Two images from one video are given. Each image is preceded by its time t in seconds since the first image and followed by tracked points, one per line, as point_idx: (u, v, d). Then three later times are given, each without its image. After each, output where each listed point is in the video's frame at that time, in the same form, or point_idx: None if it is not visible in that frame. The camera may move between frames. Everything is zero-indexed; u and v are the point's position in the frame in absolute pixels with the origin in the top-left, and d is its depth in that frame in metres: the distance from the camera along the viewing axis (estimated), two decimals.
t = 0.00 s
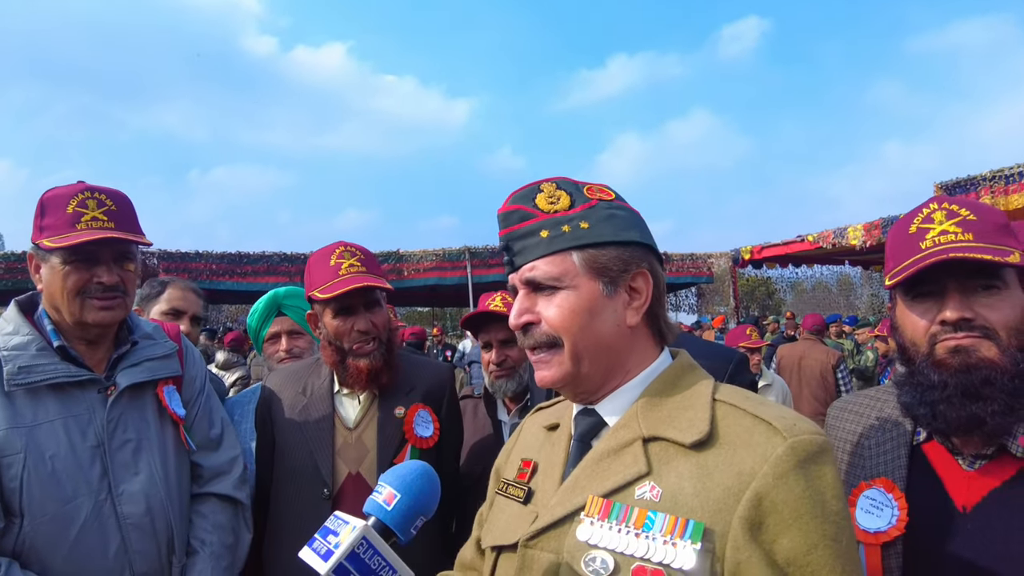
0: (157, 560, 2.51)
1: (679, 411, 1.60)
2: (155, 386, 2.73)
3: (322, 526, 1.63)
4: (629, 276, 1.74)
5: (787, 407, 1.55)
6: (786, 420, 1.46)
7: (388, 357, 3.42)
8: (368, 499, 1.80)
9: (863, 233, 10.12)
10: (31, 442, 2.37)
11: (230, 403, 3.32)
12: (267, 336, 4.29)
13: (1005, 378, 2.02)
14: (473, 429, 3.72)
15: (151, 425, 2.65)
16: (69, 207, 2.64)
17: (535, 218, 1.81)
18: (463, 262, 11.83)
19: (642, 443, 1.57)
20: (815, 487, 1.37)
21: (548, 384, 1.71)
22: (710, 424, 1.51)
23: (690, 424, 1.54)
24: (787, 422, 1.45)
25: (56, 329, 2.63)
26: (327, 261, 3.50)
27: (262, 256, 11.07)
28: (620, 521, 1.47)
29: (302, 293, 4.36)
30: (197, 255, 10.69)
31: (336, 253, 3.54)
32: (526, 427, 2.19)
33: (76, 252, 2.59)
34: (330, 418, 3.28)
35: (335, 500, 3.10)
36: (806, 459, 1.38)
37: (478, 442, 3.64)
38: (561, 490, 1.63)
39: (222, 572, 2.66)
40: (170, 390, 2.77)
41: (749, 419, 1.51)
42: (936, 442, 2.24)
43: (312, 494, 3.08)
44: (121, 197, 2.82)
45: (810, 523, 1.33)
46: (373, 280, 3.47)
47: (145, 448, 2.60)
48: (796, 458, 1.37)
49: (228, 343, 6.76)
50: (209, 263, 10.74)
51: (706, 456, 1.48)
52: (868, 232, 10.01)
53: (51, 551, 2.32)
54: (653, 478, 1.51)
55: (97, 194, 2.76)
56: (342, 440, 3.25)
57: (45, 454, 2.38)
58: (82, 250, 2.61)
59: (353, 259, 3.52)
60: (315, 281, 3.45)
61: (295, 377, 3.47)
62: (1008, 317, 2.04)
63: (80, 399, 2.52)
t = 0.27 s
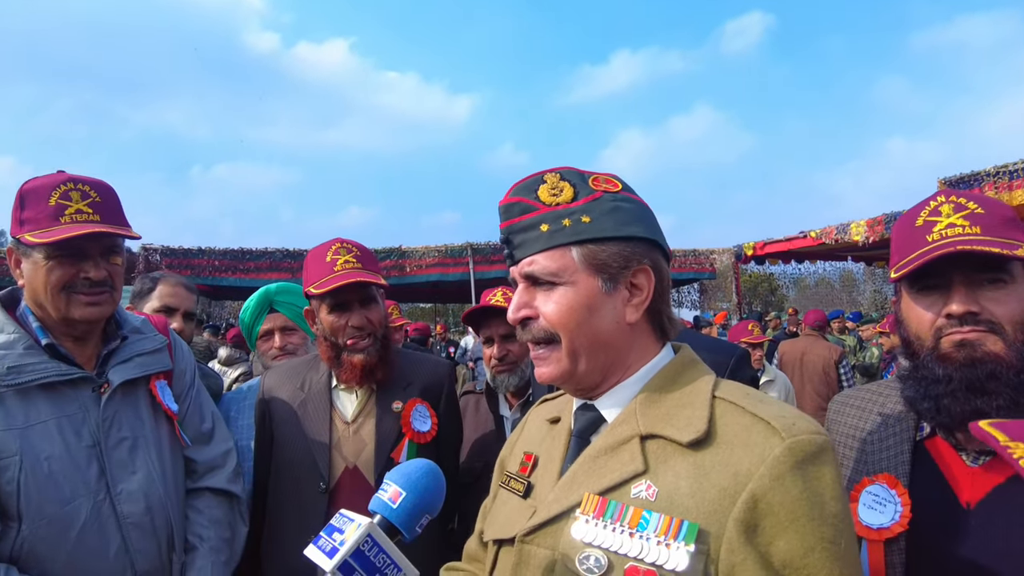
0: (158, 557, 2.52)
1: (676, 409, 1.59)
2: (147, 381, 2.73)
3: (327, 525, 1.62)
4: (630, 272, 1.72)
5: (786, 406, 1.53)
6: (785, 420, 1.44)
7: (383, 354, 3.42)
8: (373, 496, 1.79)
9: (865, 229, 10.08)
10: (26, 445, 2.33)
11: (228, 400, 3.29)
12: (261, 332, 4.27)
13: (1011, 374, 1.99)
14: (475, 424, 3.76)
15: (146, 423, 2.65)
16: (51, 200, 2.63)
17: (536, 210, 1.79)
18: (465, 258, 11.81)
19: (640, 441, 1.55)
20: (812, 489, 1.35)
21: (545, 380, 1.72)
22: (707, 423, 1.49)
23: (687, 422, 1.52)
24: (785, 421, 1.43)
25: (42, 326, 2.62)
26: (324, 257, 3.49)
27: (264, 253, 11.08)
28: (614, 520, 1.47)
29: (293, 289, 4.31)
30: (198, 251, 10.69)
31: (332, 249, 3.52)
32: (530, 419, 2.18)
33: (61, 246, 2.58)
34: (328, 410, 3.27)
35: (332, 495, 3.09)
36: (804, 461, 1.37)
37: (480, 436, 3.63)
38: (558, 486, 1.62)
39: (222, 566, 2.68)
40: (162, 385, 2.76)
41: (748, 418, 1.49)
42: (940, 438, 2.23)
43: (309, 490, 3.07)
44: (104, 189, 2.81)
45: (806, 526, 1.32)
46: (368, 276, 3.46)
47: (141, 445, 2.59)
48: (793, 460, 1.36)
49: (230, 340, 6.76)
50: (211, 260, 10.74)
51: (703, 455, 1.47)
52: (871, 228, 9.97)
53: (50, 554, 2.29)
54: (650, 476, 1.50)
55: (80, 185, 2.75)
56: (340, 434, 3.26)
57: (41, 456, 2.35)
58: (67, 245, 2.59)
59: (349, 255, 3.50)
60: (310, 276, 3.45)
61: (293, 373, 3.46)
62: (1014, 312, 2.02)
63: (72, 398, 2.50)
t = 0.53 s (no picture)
0: (160, 551, 2.51)
1: (681, 405, 1.56)
2: (144, 374, 2.72)
3: (325, 518, 1.61)
4: (639, 261, 1.69)
5: (794, 404, 1.49)
6: (792, 419, 1.41)
7: (381, 346, 3.42)
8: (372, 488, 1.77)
9: (868, 224, 10.04)
10: (25, 441, 2.32)
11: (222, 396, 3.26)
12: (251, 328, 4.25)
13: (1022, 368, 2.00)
14: (474, 420, 3.67)
15: (143, 416, 2.64)
16: (46, 191, 2.61)
17: (548, 191, 1.77)
18: (467, 253, 11.79)
19: (642, 437, 1.53)
20: (818, 493, 1.32)
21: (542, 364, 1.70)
22: (712, 421, 1.46)
23: (691, 420, 1.49)
24: (793, 422, 1.40)
25: (38, 320, 2.62)
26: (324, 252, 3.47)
27: (266, 248, 11.08)
28: (613, 517, 1.45)
29: (283, 283, 4.28)
30: (201, 247, 10.68)
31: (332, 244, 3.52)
32: (535, 408, 2.16)
33: (55, 238, 2.56)
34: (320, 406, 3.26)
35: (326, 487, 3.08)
36: (811, 463, 1.33)
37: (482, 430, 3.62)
38: (557, 481, 1.61)
39: (221, 559, 2.68)
40: (159, 378, 2.77)
41: (754, 416, 1.45)
42: (945, 432, 2.21)
43: (304, 483, 3.05)
44: (100, 179, 2.80)
45: (811, 531, 1.29)
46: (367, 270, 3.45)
47: (140, 439, 2.59)
48: (800, 463, 1.33)
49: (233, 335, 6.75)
50: (214, 255, 10.74)
51: (707, 454, 1.44)
52: (874, 223, 9.93)
53: (53, 551, 2.28)
54: (651, 473, 1.48)
55: (75, 177, 2.74)
56: (333, 427, 3.25)
57: (41, 451, 2.34)
58: (62, 237, 2.58)
59: (351, 251, 3.50)
60: (312, 271, 3.43)
61: (288, 366, 3.45)
62: None
63: (69, 393, 2.48)
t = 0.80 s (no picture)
0: (162, 544, 2.53)
1: (686, 405, 1.54)
2: (147, 369, 2.73)
3: (325, 516, 1.61)
4: (634, 283, 1.62)
5: (801, 410, 1.48)
6: (799, 425, 1.40)
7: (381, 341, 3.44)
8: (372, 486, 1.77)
9: (870, 220, 10.02)
10: (30, 434, 2.32)
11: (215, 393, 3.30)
12: (240, 329, 4.25)
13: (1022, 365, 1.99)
14: (476, 414, 3.69)
15: (145, 411, 2.64)
16: (49, 190, 2.62)
17: (549, 193, 1.72)
18: (468, 249, 11.77)
19: (645, 437, 1.52)
20: (819, 503, 1.31)
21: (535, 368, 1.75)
22: (716, 424, 1.45)
23: (696, 422, 1.48)
24: (799, 428, 1.39)
25: (42, 316, 2.61)
26: (322, 249, 3.49)
27: (268, 245, 11.10)
28: (611, 518, 1.45)
29: (270, 281, 4.31)
30: (202, 243, 10.68)
31: (332, 241, 3.54)
32: (541, 400, 2.16)
33: (62, 236, 2.58)
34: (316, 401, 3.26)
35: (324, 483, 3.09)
36: (814, 472, 1.32)
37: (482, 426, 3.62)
38: (559, 478, 1.61)
39: (222, 552, 2.68)
40: (160, 374, 2.76)
41: (760, 421, 1.44)
42: (945, 428, 2.20)
43: (302, 480, 3.06)
44: (102, 176, 2.81)
45: (808, 541, 1.28)
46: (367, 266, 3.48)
47: (142, 434, 2.59)
48: (804, 470, 1.31)
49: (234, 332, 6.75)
50: (215, 251, 10.74)
51: (710, 456, 1.43)
52: (876, 219, 9.91)
53: (57, 543, 2.29)
54: (652, 474, 1.47)
55: (78, 173, 2.75)
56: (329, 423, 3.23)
57: (45, 445, 2.34)
58: (68, 234, 2.59)
59: (350, 247, 3.54)
60: (311, 268, 3.44)
61: (281, 364, 3.43)
62: None
63: (73, 387, 2.49)
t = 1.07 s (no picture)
0: (167, 535, 2.54)
1: (698, 404, 1.54)
2: (152, 364, 2.74)
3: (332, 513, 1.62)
4: (661, 266, 1.62)
5: (814, 413, 1.47)
6: (810, 427, 1.39)
7: (373, 334, 3.47)
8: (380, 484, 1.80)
9: (871, 218, 10.01)
10: (38, 425, 2.35)
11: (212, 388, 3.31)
12: (235, 328, 4.26)
13: (997, 365, 2.00)
14: (478, 411, 3.71)
15: (152, 405, 2.65)
16: (54, 189, 2.64)
17: (572, 180, 1.72)
18: (469, 247, 11.78)
19: (655, 434, 1.52)
20: (827, 504, 1.30)
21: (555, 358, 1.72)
22: (726, 424, 1.44)
23: (706, 421, 1.48)
24: (810, 429, 1.38)
25: (50, 312, 2.62)
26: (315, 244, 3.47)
27: (268, 242, 11.11)
28: (617, 513, 1.46)
29: (263, 280, 4.31)
30: (204, 241, 10.69)
31: (325, 234, 3.51)
32: (557, 392, 2.16)
33: (67, 234, 2.60)
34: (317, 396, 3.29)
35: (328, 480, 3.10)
36: (823, 473, 1.31)
37: (484, 423, 3.64)
38: (567, 471, 1.62)
39: (228, 545, 2.72)
40: (166, 368, 2.76)
41: (771, 421, 1.44)
42: (947, 424, 2.21)
43: (306, 476, 3.07)
44: (105, 175, 2.82)
45: (813, 542, 1.27)
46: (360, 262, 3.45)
47: (148, 427, 2.61)
48: (813, 470, 1.31)
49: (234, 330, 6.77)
50: (216, 249, 10.75)
51: (718, 454, 1.43)
52: (877, 217, 9.90)
53: (65, 530, 2.32)
54: (660, 471, 1.47)
55: (81, 173, 2.76)
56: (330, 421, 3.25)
57: (53, 436, 2.37)
58: (73, 232, 2.61)
59: (342, 241, 3.51)
60: (301, 263, 3.43)
61: (280, 361, 3.45)
62: (1015, 302, 1.99)
63: (80, 380, 2.51)
